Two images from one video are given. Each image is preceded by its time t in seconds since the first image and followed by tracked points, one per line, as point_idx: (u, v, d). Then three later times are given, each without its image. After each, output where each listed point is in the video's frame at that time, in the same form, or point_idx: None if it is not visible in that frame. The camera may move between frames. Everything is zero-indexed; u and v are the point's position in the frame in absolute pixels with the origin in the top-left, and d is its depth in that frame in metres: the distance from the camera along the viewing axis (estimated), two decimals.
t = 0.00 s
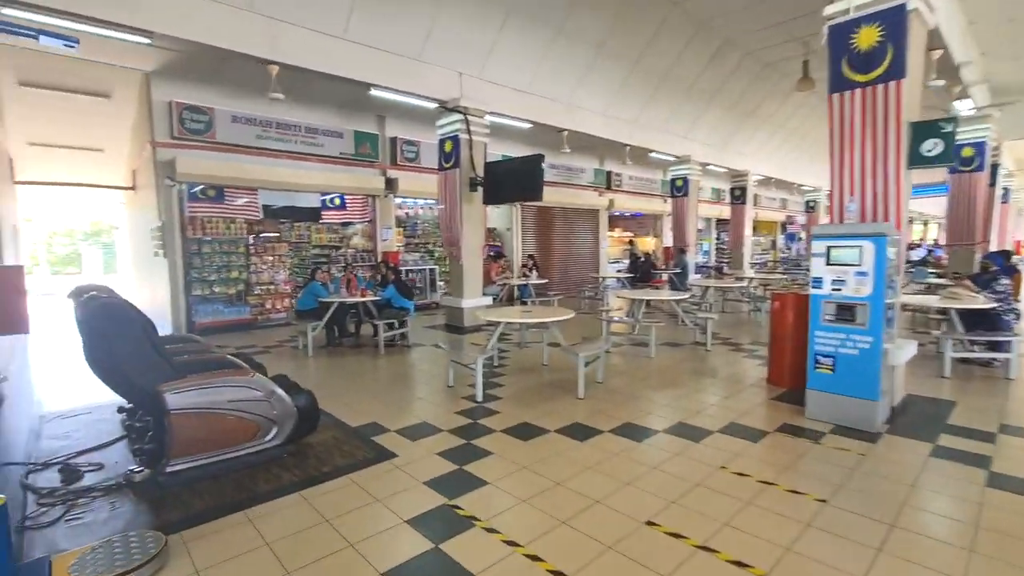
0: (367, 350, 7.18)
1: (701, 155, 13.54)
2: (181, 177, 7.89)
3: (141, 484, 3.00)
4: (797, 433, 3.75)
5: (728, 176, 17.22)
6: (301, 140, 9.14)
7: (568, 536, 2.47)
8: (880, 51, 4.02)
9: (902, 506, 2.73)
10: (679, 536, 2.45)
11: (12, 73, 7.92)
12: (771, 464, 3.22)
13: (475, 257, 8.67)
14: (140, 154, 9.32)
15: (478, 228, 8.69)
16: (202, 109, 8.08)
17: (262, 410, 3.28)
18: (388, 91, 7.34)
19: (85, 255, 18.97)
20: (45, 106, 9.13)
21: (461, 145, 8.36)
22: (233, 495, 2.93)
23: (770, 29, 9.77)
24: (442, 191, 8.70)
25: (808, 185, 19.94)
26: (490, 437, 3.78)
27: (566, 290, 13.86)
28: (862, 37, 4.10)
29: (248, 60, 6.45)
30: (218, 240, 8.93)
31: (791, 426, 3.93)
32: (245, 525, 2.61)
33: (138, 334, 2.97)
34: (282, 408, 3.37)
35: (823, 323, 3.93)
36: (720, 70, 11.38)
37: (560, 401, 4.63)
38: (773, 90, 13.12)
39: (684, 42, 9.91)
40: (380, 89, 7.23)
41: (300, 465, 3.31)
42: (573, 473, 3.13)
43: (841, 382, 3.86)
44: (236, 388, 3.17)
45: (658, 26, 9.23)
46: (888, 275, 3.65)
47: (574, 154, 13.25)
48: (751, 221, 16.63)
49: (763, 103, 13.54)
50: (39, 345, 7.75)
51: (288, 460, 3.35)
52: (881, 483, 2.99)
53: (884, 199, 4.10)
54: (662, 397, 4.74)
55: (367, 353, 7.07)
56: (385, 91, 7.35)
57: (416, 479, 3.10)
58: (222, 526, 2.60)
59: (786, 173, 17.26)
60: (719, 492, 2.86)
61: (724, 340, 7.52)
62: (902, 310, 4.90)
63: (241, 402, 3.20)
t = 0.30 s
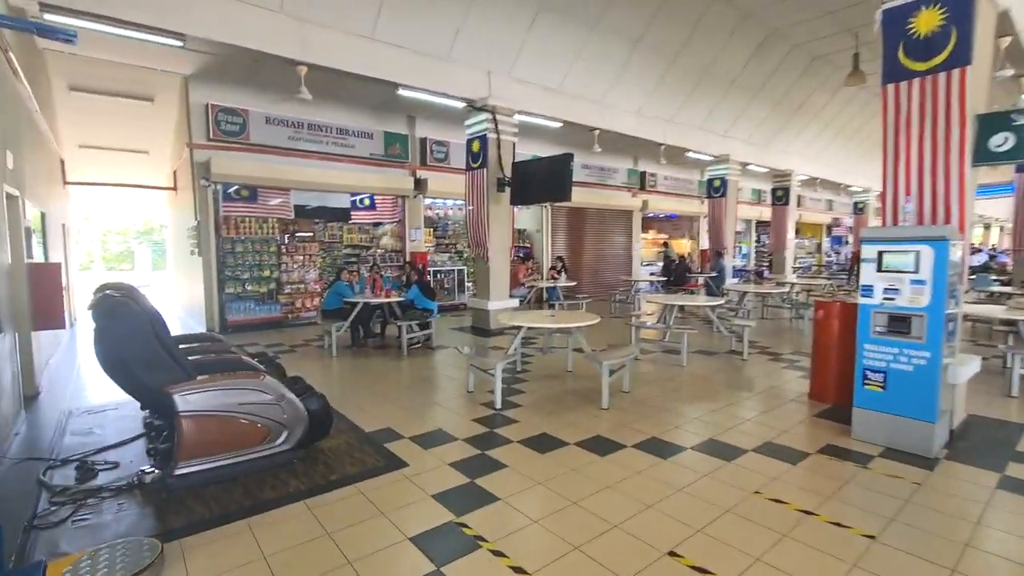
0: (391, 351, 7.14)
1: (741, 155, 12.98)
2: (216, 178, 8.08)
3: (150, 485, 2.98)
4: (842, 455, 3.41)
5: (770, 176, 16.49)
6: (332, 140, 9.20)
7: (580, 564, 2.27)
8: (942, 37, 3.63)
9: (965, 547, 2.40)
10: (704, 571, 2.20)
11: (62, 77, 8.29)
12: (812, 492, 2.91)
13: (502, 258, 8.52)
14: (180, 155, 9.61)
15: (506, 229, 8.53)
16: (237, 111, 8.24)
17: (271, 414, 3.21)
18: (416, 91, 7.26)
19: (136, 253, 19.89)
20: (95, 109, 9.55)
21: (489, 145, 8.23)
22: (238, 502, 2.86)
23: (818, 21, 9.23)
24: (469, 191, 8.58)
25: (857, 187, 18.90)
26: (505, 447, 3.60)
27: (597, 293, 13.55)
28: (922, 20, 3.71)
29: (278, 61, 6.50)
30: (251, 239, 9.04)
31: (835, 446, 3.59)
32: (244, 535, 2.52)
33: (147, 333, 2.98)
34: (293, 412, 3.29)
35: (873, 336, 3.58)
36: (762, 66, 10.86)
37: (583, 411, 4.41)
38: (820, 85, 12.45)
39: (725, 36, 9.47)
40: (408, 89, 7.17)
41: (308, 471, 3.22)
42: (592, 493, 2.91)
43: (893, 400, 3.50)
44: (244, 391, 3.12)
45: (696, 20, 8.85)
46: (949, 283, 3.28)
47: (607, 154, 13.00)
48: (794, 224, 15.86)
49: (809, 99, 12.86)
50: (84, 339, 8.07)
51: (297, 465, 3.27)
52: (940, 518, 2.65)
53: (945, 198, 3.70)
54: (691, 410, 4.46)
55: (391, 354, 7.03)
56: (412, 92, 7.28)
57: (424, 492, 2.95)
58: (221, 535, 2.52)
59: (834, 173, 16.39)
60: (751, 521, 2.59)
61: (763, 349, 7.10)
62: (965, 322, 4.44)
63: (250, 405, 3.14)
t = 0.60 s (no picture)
0: (393, 352, 6.99)
1: (757, 153, 12.62)
2: (219, 175, 7.99)
3: (126, 492, 2.85)
4: (864, 472, 3.16)
5: (786, 175, 16.10)
6: (336, 137, 9.07)
7: None
8: (976, 23, 3.34)
9: None
10: None
11: (69, 74, 8.29)
12: (830, 514, 2.67)
13: (508, 258, 8.33)
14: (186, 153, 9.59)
15: (512, 228, 8.34)
16: (241, 107, 8.15)
17: (254, 420, 3.05)
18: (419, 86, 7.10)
19: (152, 251, 20.13)
20: (103, 107, 9.57)
21: (495, 142, 8.03)
22: (214, 513, 2.70)
23: (838, 12, 8.87)
24: (475, 188, 8.40)
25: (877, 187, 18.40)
26: (501, 457, 3.40)
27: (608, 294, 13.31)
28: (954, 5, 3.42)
29: (279, 56, 6.38)
30: (254, 237, 8.95)
31: (856, 461, 3.34)
32: (216, 552, 2.36)
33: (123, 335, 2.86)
34: (277, 418, 3.12)
35: (898, 344, 3.32)
36: (779, 61, 10.52)
37: (585, 419, 4.19)
38: (839, 81, 12.08)
39: (740, 29, 9.18)
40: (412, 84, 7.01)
41: (292, 480, 3.06)
42: (590, 511, 2.70)
43: (919, 413, 3.24)
44: (224, 395, 2.96)
45: (709, 13, 8.57)
46: (982, 287, 3.02)
47: (617, 153, 12.80)
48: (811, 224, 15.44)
49: (828, 96, 12.48)
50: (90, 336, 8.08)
51: (281, 474, 3.11)
52: (973, 546, 2.40)
53: (978, 197, 3.42)
54: (701, 418, 4.23)
55: (393, 355, 6.88)
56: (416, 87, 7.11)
57: (411, 506, 2.76)
58: (191, 551, 2.36)
59: (853, 172, 15.93)
60: (763, 547, 2.37)
61: (778, 354, 6.82)
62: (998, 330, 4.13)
63: (229, 411, 2.98)
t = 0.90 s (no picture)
0: (381, 357, 6.78)
1: (756, 152, 12.42)
2: (204, 175, 7.74)
3: (74, 514, 2.63)
4: (871, 490, 2.95)
5: (785, 175, 15.92)
6: (326, 134, 8.86)
7: None
8: (990, 9, 3.13)
9: None
10: None
11: (51, 71, 8.07)
12: (836, 540, 2.46)
13: (502, 260, 8.11)
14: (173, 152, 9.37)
15: (506, 228, 8.14)
16: (227, 104, 7.94)
17: (216, 435, 2.83)
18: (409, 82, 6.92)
19: (147, 250, 19.93)
20: (89, 104, 9.35)
21: (488, 140, 7.82)
22: (167, 538, 2.49)
23: (840, 7, 8.65)
24: (467, 186, 8.22)
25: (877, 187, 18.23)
26: (483, 473, 3.19)
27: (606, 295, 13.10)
28: None
29: (261, 50, 6.16)
30: (242, 237, 8.71)
31: (861, 478, 3.13)
32: None
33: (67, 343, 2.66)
34: (242, 433, 2.91)
35: (907, 352, 3.12)
36: (779, 58, 10.32)
37: (576, 430, 3.97)
38: (840, 78, 11.87)
39: (739, 25, 8.97)
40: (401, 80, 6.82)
41: (256, 499, 2.84)
42: (575, 537, 2.48)
43: (931, 428, 3.03)
44: (184, 409, 2.74)
45: (707, 7, 8.36)
46: (998, 292, 2.81)
47: (615, 152, 12.61)
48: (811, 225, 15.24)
49: (828, 94, 12.28)
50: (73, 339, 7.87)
51: (246, 492, 2.90)
52: None
53: (992, 196, 3.22)
54: (698, 429, 4.02)
55: (381, 360, 6.67)
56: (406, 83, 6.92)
57: (381, 530, 2.54)
58: None
59: (853, 172, 15.73)
60: None
61: (779, 358, 6.61)
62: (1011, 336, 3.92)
63: (190, 427, 2.76)
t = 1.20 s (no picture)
0: (353, 361, 6.54)
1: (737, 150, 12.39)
2: (167, 173, 7.45)
3: None
4: (851, 498, 2.81)
5: (766, 172, 15.97)
6: (296, 132, 8.54)
7: None
8: None
9: None
10: None
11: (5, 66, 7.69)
12: (815, 554, 2.30)
13: (479, 260, 7.91)
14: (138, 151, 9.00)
15: (483, 227, 7.93)
16: (191, 100, 7.60)
17: (149, 453, 2.60)
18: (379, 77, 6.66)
19: (123, 253, 19.41)
20: (47, 102, 8.92)
21: (463, 137, 7.61)
22: (86, 570, 2.25)
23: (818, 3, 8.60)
24: (442, 185, 7.97)
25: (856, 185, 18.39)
26: (445, 487, 2.98)
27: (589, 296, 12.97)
28: None
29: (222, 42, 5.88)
30: (209, 239, 8.42)
31: (841, 484, 2.99)
32: None
33: None
34: (178, 450, 2.68)
35: (888, 352, 2.98)
36: (758, 54, 10.28)
37: (548, 437, 3.78)
38: (818, 75, 11.89)
39: (717, 20, 8.89)
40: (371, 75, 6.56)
41: (193, 522, 2.61)
42: (538, 558, 2.29)
43: (914, 431, 2.90)
44: (110, 426, 2.49)
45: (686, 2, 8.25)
46: (982, 288, 2.68)
47: (596, 150, 12.48)
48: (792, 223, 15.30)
49: (807, 91, 12.30)
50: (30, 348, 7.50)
51: (183, 515, 2.66)
52: None
53: (975, 187, 3.09)
54: (675, 433, 3.86)
55: (353, 364, 6.43)
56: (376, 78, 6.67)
57: (326, 556, 2.31)
58: None
59: (833, 169, 15.82)
60: None
61: (760, 357, 6.51)
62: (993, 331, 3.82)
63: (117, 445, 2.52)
